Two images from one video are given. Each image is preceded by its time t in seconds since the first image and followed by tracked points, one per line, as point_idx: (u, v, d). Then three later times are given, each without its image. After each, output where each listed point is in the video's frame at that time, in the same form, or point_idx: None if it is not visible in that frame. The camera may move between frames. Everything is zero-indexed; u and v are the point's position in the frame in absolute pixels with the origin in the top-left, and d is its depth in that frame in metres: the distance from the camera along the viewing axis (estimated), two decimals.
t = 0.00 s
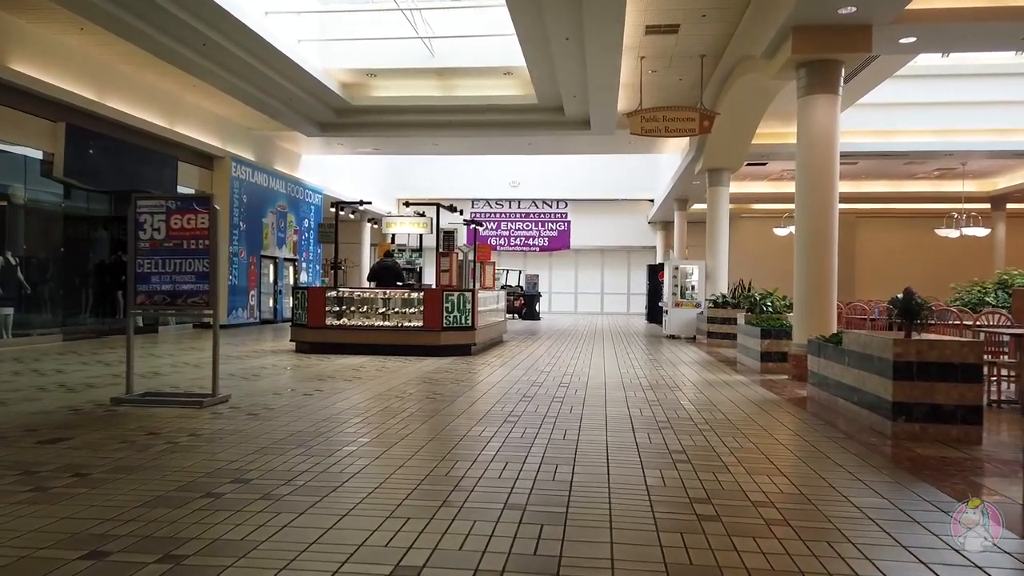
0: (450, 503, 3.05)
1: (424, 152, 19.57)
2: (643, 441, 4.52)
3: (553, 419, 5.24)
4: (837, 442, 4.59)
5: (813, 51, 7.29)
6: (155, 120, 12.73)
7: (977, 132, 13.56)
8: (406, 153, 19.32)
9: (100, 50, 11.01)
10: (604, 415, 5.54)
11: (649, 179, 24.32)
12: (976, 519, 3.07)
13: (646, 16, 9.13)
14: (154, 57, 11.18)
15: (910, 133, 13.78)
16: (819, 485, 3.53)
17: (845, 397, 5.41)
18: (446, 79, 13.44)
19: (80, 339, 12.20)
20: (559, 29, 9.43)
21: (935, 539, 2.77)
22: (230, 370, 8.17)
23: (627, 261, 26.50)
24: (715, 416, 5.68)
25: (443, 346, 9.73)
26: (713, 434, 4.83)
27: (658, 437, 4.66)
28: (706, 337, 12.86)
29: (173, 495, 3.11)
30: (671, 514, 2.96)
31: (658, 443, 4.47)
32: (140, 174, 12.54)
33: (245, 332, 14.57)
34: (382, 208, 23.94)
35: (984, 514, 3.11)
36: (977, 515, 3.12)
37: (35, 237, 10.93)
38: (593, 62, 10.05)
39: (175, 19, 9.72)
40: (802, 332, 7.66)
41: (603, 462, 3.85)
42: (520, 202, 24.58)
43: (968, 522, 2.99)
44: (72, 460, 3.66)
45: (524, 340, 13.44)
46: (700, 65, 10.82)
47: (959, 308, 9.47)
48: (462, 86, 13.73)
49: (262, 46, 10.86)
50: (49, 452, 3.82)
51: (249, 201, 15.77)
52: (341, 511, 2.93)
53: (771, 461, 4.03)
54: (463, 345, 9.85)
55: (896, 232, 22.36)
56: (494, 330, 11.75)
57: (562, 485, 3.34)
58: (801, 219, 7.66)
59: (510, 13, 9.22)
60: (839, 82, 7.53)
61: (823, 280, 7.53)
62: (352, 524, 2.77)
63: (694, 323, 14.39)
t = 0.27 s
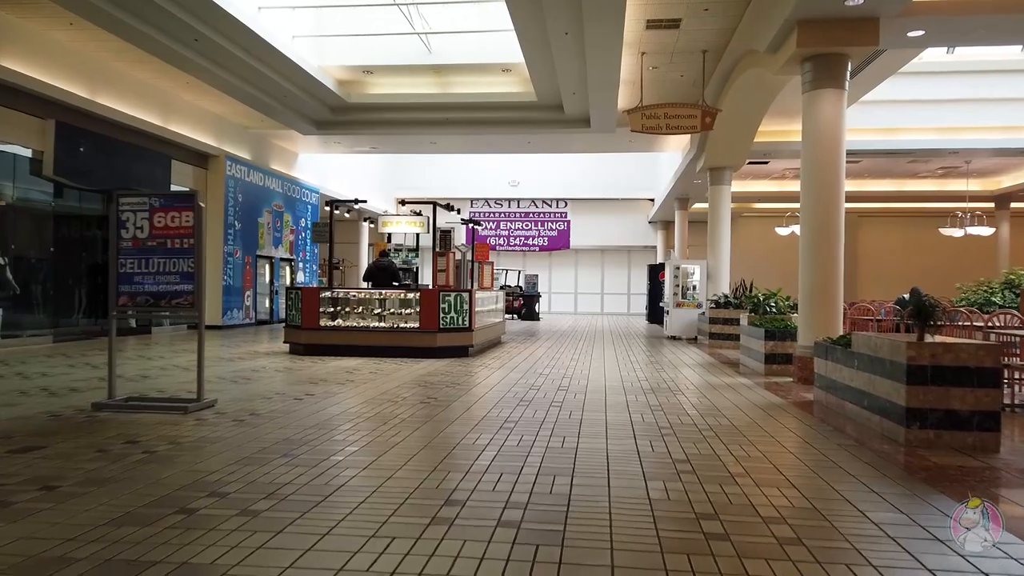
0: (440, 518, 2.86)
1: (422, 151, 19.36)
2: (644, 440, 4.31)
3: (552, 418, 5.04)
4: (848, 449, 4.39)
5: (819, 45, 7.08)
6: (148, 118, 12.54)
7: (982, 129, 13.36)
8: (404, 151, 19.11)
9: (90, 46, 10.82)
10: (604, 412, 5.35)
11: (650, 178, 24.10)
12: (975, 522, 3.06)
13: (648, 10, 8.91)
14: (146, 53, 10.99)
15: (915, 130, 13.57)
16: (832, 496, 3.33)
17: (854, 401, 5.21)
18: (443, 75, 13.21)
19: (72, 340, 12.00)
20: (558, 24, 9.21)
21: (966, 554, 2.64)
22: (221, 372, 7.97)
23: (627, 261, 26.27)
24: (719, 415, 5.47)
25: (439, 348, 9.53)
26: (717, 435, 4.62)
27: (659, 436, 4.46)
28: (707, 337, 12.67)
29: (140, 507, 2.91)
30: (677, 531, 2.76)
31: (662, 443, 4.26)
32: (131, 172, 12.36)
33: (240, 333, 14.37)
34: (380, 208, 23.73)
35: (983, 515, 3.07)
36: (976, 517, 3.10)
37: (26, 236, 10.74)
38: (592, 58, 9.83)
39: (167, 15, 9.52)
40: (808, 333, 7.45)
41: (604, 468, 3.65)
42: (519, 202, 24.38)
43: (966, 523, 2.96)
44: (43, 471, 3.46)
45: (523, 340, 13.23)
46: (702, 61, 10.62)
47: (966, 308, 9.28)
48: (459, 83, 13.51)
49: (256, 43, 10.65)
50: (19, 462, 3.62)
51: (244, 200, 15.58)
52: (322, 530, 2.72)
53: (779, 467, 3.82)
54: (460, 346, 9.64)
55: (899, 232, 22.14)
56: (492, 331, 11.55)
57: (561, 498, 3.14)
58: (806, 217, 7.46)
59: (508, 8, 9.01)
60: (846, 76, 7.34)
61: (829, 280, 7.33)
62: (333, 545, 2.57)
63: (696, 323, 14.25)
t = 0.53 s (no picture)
0: (439, 535, 2.68)
1: (423, 150, 19.20)
2: (652, 447, 4.13)
3: (556, 423, 4.87)
4: (864, 456, 4.21)
5: (829, 40, 6.90)
6: (146, 116, 12.40)
7: (991, 127, 13.17)
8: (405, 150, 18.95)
9: (87, 44, 10.68)
10: (609, 416, 5.17)
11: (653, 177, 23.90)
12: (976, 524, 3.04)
13: (652, 6, 8.73)
14: (144, 50, 10.84)
15: (923, 128, 13.38)
16: (853, 509, 3.16)
17: (868, 406, 5.03)
18: (445, 73, 13.06)
19: (69, 341, 11.86)
20: (560, 19, 9.03)
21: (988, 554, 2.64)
22: (218, 374, 7.81)
23: (630, 260, 26.11)
24: (728, 420, 5.29)
25: (441, 350, 9.37)
26: (727, 440, 4.44)
27: (667, 443, 4.28)
28: (712, 338, 12.50)
29: (120, 523, 2.74)
30: (690, 550, 2.58)
31: (671, 450, 4.09)
32: (129, 172, 12.20)
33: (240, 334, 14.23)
34: (381, 207, 23.56)
35: (984, 515, 3.09)
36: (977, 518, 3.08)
37: (22, 236, 10.58)
38: (596, 54, 9.66)
39: (165, 12, 9.36)
40: (817, 335, 7.27)
41: (611, 478, 3.47)
42: (521, 201, 24.23)
43: (968, 522, 2.98)
44: (23, 481, 3.30)
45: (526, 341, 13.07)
46: (707, 57, 10.45)
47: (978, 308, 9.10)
48: (461, 80, 13.37)
49: (255, 40, 10.51)
50: None
51: (244, 200, 15.43)
52: (313, 548, 2.56)
53: (795, 477, 3.64)
54: (461, 347, 9.48)
55: (905, 231, 21.94)
56: (495, 332, 11.38)
57: (566, 512, 2.97)
58: (816, 216, 7.28)
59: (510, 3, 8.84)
60: (856, 71, 7.16)
61: (839, 280, 7.15)
62: (323, 565, 2.40)
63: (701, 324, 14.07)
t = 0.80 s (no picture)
0: (441, 551, 2.47)
1: (428, 148, 19.01)
2: (667, 453, 3.92)
3: (565, 427, 4.66)
4: (892, 461, 3.98)
5: (847, 29, 6.67)
6: (146, 113, 12.23)
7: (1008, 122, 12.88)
8: (410, 148, 18.76)
9: (86, 38, 10.51)
10: (620, 420, 4.96)
11: (661, 175, 23.63)
12: (975, 518, 2.88)
13: None
14: (144, 45, 10.68)
15: (938, 123, 13.11)
16: (884, 521, 2.94)
17: (892, 409, 4.80)
18: (450, 68, 12.87)
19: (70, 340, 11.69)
20: (568, 12, 8.79)
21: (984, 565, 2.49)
22: (217, 374, 7.62)
23: (638, 260, 25.87)
24: (744, 423, 5.07)
25: (445, 350, 9.18)
26: (745, 446, 4.22)
27: (683, 448, 4.07)
28: (723, 338, 12.27)
29: (97, 536, 2.55)
30: (714, 569, 2.36)
31: (686, 456, 3.88)
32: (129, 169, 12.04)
33: (244, 333, 14.06)
34: (387, 206, 23.37)
35: (985, 511, 2.94)
36: (977, 513, 2.91)
37: (22, 234, 10.43)
38: (605, 47, 9.42)
39: (165, 5, 9.18)
40: (835, 335, 7.03)
41: (624, 487, 3.26)
42: (528, 200, 24.04)
43: (966, 524, 2.84)
44: None
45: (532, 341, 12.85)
46: (719, 51, 10.21)
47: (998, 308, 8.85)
48: (466, 76, 13.17)
49: (258, 34, 10.32)
50: None
51: (247, 198, 15.26)
52: (304, 565, 2.34)
53: (820, 485, 3.42)
54: (467, 348, 9.27)
55: (916, 229, 21.63)
56: (501, 332, 11.17)
57: (578, 525, 2.76)
58: (833, 212, 7.04)
59: None
60: (875, 62, 6.93)
61: (857, 279, 6.91)
62: None
63: (710, 324, 13.82)
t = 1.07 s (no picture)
0: None
1: (428, 148, 18.86)
2: (672, 465, 3.76)
3: (566, 436, 4.50)
4: (908, 472, 3.82)
5: (856, 26, 6.51)
6: (142, 112, 12.08)
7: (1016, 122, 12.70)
8: (410, 148, 18.61)
9: (81, 35, 10.35)
10: (623, 428, 4.80)
11: (663, 176, 23.48)
12: (975, 518, 2.95)
13: None
14: (139, 43, 10.52)
15: (944, 123, 12.93)
16: (906, 540, 2.78)
17: (905, 417, 4.65)
18: (450, 67, 12.73)
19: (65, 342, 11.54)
20: (570, 10, 8.62)
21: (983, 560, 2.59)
22: (211, 378, 7.48)
23: (639, 260, 25.72)
24: (752, 431, 4.90)
25: (445, 353, 9.04)
26: (754, 456, 4.06)
27: (690, 459, 3.91)
28: (726, 341, 12.11)
29: (70, 559, 2.40)
30: None
31: (693, 468, 3.72)
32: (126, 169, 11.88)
33: (242, 335, 13.91)
34: (387, 206, 23.21)
35: (986, 512, 3.02)
36: (977, 514, 2.99)
37: (17, 235, 10.26)
38: (607, 46, 9.25)
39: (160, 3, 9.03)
40: (843, 340, 6.87)
41: (630, 504, 3.10)
42: (529, 200, 23.92)
43: (965, 523, 2.92)
44: None
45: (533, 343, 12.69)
46: (722, 49, 10.05)
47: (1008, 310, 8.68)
48: (467, 76, 13.03)
49: (255, 32, 10.17)
50: None
51: (245, 198, 15.12)
52: None
53: (834, 500, 3.27)
54: (467, 351, 9.13)
55: (920, 230, 21.46)
56: (501, 334, 11.01)
57: (582, 547, 2.60)
58: (841, 213, 6.88)
59: None
60: (884, 60, 6.76)
61: (866, 281, 6.75)
62: None
63: (713, 326, 13.68)
